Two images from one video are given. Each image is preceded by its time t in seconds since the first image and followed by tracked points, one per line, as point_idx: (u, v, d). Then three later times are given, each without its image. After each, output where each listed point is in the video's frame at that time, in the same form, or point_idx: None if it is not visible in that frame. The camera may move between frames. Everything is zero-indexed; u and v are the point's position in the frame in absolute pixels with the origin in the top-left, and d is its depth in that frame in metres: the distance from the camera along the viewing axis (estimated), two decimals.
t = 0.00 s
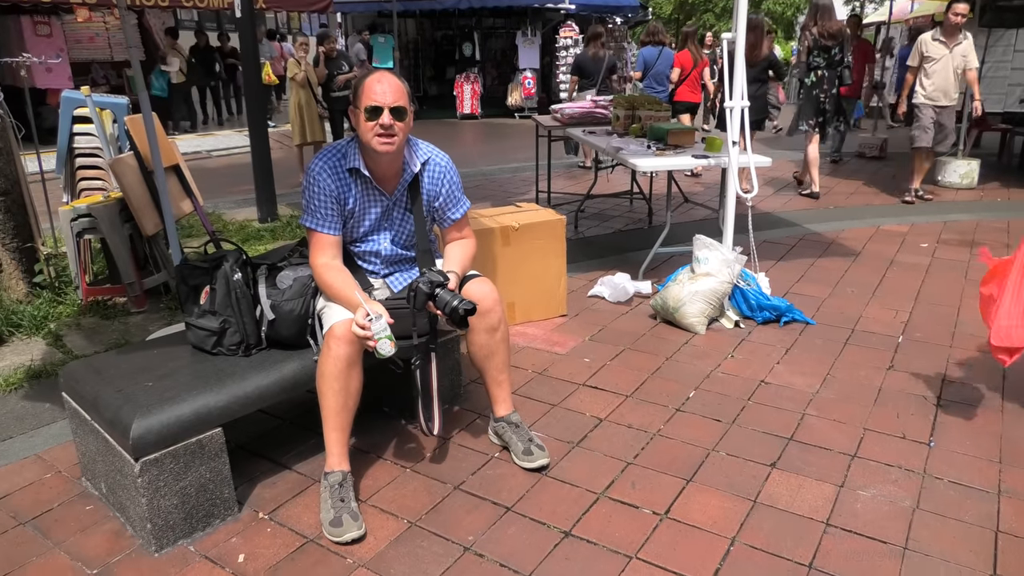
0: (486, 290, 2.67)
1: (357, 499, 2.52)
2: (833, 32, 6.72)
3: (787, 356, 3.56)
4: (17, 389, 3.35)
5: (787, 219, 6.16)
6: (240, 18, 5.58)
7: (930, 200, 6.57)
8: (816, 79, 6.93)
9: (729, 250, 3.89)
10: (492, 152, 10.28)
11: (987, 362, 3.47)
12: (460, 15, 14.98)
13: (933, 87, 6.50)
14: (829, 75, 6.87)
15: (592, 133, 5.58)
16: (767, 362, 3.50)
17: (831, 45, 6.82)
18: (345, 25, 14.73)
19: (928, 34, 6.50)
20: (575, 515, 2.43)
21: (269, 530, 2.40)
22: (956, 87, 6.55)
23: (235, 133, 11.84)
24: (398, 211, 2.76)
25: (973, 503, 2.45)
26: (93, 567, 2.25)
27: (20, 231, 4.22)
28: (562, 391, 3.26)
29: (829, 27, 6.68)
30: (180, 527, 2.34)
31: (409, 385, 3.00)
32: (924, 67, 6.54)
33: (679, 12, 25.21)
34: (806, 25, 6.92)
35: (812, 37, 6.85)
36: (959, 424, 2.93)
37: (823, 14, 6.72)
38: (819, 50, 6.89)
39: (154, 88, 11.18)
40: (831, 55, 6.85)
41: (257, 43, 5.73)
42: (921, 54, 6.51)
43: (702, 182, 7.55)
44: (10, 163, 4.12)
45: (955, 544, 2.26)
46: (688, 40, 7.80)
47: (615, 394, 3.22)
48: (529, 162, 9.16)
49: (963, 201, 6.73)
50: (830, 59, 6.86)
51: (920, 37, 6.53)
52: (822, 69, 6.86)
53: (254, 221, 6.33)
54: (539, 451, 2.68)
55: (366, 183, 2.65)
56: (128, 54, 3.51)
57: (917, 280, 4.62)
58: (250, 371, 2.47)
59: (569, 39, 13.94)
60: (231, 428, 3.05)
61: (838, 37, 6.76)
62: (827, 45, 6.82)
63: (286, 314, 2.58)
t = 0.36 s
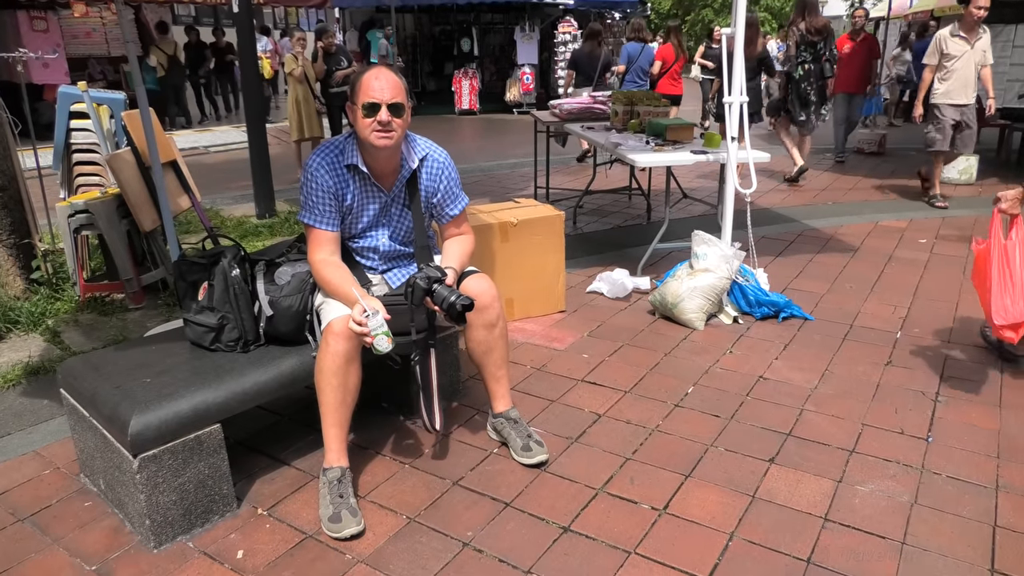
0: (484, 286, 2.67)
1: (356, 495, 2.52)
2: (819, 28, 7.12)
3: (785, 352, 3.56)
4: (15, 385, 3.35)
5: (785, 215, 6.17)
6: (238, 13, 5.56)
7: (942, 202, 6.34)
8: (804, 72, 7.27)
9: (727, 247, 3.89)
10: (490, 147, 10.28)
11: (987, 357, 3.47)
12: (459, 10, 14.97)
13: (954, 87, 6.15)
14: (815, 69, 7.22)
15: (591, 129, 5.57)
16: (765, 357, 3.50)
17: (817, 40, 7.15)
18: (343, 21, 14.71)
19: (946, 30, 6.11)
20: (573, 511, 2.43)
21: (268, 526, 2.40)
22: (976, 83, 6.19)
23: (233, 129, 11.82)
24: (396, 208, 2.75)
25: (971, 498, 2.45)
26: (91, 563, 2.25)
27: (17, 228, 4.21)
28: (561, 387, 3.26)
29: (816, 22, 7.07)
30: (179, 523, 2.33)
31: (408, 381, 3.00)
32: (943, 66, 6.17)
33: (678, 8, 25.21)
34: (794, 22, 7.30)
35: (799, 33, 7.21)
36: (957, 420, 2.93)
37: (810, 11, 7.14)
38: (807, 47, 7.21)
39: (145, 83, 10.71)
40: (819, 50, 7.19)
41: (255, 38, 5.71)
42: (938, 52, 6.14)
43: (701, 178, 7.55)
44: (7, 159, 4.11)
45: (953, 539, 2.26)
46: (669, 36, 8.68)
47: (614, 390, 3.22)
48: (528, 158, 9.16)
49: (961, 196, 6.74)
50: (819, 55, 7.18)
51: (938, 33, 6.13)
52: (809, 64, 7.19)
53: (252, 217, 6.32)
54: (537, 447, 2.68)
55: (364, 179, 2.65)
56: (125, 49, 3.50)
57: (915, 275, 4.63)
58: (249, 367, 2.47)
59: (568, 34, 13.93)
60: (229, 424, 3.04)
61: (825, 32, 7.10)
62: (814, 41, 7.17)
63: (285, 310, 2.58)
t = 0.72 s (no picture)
0: (483, 281, 2.66)
1: (356, 490, 2.52)
2: (801, 24, 7.07)
3: (784, 346, 3.57)
4: (13, 382, 3.34)
5: (784, 209, 6.16)
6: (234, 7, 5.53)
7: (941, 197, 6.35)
8: (786, 66, 7.23)
9: (726, 241, 3.90)
10: (488, 142, 10.27)
11: (986, 351, 3.47)
12: (456, 4, 14.90)
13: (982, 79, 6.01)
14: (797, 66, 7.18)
15: (590, 123, 5.55)
16: (764, 351, 3.50)
17: (800, 36, 7.10)
18: (340, 15, 14.64)
19: (974, 20, 6.08)
20: (573, 505, 2.43)
21: (268, 521, 2.40)
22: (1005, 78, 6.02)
23: (230, 125, 11.77)
24: (394, 202, 2.75)
25: (971, 491, 2.46)
26: (92, 559, 2.25)
27: (15, 224, 4.19)
28: (560, 381, 3.26)
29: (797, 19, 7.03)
30: (179, 519, 2.33)
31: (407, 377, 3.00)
32: (972, 57, 6.07)
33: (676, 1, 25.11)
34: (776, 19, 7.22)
35: (782, 29, 7.15)
36: (956, 413, 2.94)
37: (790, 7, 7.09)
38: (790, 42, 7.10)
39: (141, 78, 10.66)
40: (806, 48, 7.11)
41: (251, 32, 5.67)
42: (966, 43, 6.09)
43: (699, 173, 7.53)
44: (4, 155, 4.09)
45: (952, 532, 2.27)
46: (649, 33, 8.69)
47: (613, 384, 3.22)
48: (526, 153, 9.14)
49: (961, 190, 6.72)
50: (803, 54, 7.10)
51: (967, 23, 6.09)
52: (791, 59, 7.14)
53: (250, 213, 6.31)
54: (537, 441, 2.68)
55: (361, 173, 2.64)
56: (121, 44, 3.48)
57: (914, 269, 4.63)
58: (248, 363, 2.46)
59: (566, 28, 13.87)
60: (229, 420, 3.04)
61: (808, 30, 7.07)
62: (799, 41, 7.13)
63: (283, 306, 2.57)
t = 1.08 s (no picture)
0: (481, 277, 2.66)
1: (355, 486, 2.52)
2: (777, 19, 7.54)
3: (782, 342, 3.57)
4: (11, 379, 3.34)
5: (781, 205, 6.17)
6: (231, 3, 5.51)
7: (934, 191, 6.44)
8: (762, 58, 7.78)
9: (724, 236, 3.88)
10: (486, 138, 10.26)
11: (983, 346, 3.48)
12: None
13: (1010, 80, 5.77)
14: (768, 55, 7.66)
15: (588, 119, 5.55)
16: (762, 347, 3.51)
17: (775, 29, 7.59)
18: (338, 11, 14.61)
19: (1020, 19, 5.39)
20: (572, 500, 2.43)
21: (267, 518, 2.40)
22: None
23: (227, 121, 11.74)
24: (391, 198, 2.74)
25: (968, 486, 2.46)
26: (91, 556, 2.25)
27: (11, 221, 4.18)
28: (558, 377, 3.26)
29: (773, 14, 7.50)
30: (178, 515, 2.33)
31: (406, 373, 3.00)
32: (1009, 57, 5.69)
33: None
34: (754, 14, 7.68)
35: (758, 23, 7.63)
36: (954, 408, 2.94)
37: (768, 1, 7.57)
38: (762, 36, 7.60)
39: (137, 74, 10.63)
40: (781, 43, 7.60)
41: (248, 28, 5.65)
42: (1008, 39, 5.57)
43: (697, 169, 7.54)
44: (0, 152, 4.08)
45: (949, 527, 2.27)
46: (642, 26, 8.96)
47: (612, 380, 3.22)
48: (524, 149, 9.13)
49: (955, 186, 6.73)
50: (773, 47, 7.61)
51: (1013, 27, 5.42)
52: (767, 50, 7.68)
53: (247, 209, 6.30)
54: (536, 437, 2.68)
55: (358, 170, 2.63)
56: (117, 40, 3.47)
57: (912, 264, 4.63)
58: (246, 360, 2.46)
59: (563, 24, 13.84)
60: (227, 417, 3.04)
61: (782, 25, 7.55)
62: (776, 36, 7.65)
63: (281, 302, 2.57)
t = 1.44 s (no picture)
0: (480, 274, 2.65)
1: (352, 483, 2.52)
2: (761, 21, 8.00)
3: (780, 338, 3.57)
4: (7, 375, 3.32)
5: (779, 201, 6.18)
6: None
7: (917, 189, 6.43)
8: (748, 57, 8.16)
9: (722, 233, 3.88)
10: (484, 134, 10.23)
11: (980, 343, 3.48)
12: None
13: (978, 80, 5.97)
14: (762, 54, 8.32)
15: (586, 115, 5.54)
16: (760, 344, 3.51)
17: (759, 30, 8.03)
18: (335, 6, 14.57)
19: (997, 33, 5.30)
20: (570, 497, 2.43)
21: (264, 515, 2.40)
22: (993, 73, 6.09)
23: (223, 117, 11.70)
24: (389, 194, 2.73)
25: (965, 482, 2.47)
26: (87, 553, 2.24)
27: (7, 217, 4.17)
28: (556, 374, 3.26)
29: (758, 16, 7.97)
30: (175, 513, 2.33)
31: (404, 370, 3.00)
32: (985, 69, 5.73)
33: None
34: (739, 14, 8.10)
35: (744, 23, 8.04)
36: (951, 404, 2.95)
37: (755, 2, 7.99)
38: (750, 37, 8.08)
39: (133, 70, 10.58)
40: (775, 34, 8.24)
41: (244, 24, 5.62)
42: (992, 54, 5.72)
43: (695, 165, 7.54)
44: None
45: (946, 523, 2.28)
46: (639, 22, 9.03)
47: (609, 376, 3.22)
48: (521, 145, 9.12)
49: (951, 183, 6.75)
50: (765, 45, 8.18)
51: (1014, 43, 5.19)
52: (752, 50, 8.09)
53: (244, 205, 6.28)
54: (534, 434, 2.68)
55: (356, 166, 2.62)
56: (114, 35, 3.45)
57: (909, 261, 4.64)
58: (244, 356, 2.45)
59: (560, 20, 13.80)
60: (224, 414, 3.03)
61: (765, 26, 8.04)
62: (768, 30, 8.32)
63: (279, 299, 2.56)
